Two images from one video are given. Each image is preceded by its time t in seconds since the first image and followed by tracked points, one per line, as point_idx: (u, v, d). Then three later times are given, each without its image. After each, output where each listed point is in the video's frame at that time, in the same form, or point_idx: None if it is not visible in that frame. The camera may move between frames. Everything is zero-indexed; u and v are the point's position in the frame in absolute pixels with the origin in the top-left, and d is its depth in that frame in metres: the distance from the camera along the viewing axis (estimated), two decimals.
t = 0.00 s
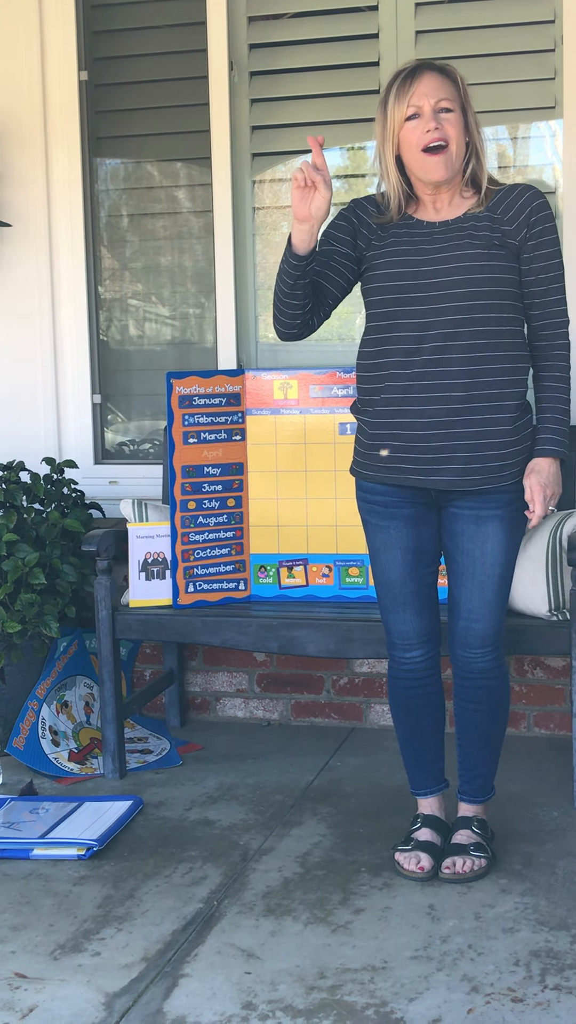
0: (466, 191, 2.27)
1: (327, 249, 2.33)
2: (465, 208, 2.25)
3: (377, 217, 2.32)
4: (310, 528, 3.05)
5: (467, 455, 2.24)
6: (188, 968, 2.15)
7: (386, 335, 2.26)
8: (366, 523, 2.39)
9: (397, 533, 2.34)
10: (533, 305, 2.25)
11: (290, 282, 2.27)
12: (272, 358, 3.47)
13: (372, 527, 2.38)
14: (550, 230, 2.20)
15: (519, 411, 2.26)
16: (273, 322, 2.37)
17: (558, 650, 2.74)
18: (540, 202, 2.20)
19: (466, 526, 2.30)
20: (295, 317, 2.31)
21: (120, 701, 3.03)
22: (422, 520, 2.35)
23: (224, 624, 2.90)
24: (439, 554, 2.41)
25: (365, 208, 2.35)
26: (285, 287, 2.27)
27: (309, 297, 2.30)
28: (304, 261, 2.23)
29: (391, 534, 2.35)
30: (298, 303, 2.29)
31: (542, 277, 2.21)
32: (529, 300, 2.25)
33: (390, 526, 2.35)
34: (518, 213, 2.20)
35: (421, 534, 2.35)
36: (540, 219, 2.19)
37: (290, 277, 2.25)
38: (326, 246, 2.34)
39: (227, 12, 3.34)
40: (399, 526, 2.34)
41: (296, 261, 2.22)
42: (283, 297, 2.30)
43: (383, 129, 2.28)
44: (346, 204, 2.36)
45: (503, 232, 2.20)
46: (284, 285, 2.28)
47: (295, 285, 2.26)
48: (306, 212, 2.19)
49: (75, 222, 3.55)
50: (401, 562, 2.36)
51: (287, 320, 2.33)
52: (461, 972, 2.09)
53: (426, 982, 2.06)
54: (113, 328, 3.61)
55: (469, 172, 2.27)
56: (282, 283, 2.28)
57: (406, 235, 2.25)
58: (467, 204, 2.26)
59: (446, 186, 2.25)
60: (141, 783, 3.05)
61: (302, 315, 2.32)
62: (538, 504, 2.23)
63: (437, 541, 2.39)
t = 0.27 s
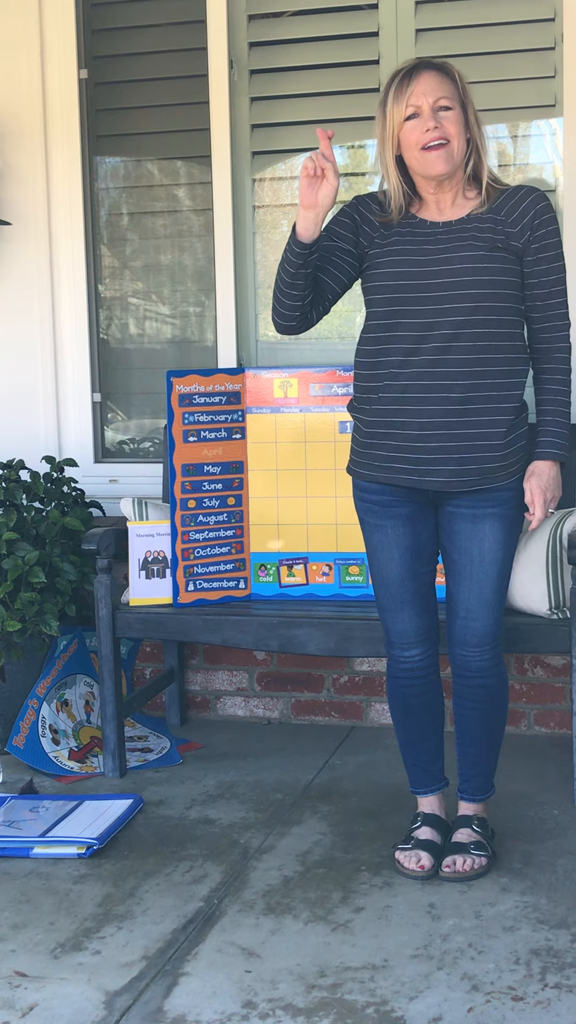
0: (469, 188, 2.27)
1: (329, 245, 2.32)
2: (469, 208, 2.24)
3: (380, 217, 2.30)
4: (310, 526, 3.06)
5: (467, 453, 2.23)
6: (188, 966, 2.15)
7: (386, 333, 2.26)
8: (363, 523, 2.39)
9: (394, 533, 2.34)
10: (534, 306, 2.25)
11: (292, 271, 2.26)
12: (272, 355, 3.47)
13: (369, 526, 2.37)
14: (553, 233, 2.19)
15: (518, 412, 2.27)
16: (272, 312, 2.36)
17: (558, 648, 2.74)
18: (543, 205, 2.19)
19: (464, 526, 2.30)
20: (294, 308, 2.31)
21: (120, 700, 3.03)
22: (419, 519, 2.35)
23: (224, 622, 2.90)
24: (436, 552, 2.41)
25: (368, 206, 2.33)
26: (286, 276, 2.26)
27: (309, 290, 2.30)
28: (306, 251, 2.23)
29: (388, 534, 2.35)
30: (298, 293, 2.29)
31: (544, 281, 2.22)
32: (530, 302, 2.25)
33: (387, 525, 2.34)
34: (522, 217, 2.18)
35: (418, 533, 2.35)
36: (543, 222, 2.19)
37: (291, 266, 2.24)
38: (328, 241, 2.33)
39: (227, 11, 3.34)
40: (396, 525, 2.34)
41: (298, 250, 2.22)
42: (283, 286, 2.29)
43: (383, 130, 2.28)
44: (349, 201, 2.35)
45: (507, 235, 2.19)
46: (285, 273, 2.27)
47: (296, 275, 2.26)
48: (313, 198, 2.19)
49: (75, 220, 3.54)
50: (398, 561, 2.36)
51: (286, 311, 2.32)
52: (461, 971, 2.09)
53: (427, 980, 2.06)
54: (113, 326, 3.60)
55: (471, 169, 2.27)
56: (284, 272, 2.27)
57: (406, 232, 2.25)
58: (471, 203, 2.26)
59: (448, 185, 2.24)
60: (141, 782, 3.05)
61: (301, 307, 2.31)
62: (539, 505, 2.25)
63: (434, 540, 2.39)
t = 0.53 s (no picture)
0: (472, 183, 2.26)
1: (332, 244, 2.31)
2: (472, 206, 2.24)
3: (384, 215, 2.30)
4: (310, 526, 3.06)
5: (467, 453, 2.23)
6: (189, 966, 2.15)
7: (386, 332, 2.26)
8: (360, 523, 2.39)
9: (391, 533, 2.34)
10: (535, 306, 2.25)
11: (295, 268, 2.26)
12: (272, 354, 3.47)
13: (366, 527, 2.37)
14: (558, 236, 2.19)
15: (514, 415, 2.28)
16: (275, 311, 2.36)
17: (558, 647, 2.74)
18: (548, 209, 2.18)
19: (460, 525, 2.30)
20: (297, 306, 2.30)
21: (121, 699, 3.03)
22: (415, 519, 2.35)
23: (225, 621, 2.90)
24: (433, 552, 2.41)
25: (372, 206, 2.33)
26: (289, 272, 2.26)
27: (311, 288, 2.29)
28: (310, 247, 2.22)
29: (385, 534, 2.35)
30: (301, 291, 2.28)
31: (547, 283, 2.22)
32: (531, 303, 2.25)
33: (384, 525, 2.34)
34: (526, 219, 2.18)
35: (415, 533, 2.35)
36: (547, 227, 2.18)
37: (294, 262, 2.23)
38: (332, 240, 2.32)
39: (227, 10, 3.34)
40: (393, 525, 2.34)
41: (302, 246, 2.21)
42: (287, 283, 2.28)
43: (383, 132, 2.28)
44: (353, 200, 2.35)
45: (510, 238, 2.19)
46: (289, 269, 2.26)
47: (300, 272, 2.25)
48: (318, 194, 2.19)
49: (75, 220, 3.54)
50: (395, 561, 2.36)
51: (289, 308, 2.32)
52: (462, 970, 2.09)
53: (427, 980, 2.06)
54: (113, 326, 3.60)
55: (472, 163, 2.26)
56: (287, 268, 2.27)
57: (406, 232, 2.25)
58: (474, 199, 2.25)
59: (451, 181, 2.23)
60: (142, 781, 3.05)
61: (304, 305, 2.31)
62: (535, 512, 2.26)
63: (431, 540, 2.39)
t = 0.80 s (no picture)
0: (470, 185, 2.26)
1: (330, 244, 2.31)
2: (470, 207, 2.24)
3: (381, 214, 2.30)
4: (310, 525, 3.05)
5: (467, 453, 2.23)
6: (190, 966, 2.15)
7: (386, 331, 2.25)
8: (360, 523, 2.38)
9: (391, 533, 2.34)
10: (534, 306, 2.25)
11: (293, 269, 2.24)
12: (272, 353, 3.47)
13: (366, 527, 2.37)
14: (555, 236, 2.19)
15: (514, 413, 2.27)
16: (275, 315, 2.34)
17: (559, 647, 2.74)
18: (545, 207, 2.19)
19: (460, 525, 2.30)
20: (297, 307, 2.28)
21: (121, 699, 3.03)
22: (416, 519, 2.34)
23: (225, 621, 2.90)
24: (433, 552, 2.41)
25: (369, 205, 2.33)
26: (288, 273, 2.25)
27: (310, 288, 2.28)
28: (307, 247, 2.21)
29: (385, 534, 2.34)
30: (299, 292, 2.26)
31: (545, 283, 2.22)
32: (530, 303, 2.25)
33: (384, 525, 2.34)
34: (523, 218, 2.18)
35: (415, 533, 2.35)
36: (544, 225, 2.18)
37: (292, 262, 2.22)
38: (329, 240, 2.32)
39: (226, 10, 3.34)
40: (393, 525, 2.33)
41: (299, 246, 2.20)
42: (285, 285, 2.27)
43: (384, 126, 2.27)
44: (350, 201, 2.35)
45: (508, 237, 2.19)
46: (286, 271, 2.25)
47: (298, 272, 2.24)
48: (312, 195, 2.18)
49: (75, 220, 3.54)
50: (395, 561, 2.35)
51: (289, 311, 2.30)
52: (464, 970, 2.09)
53: (429, 980, 2.06)
54: (113, 326, 3.60)
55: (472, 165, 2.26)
56: (285, 270, 2.26)
57: (407, 231, 2.25)
58: (472, 202, 2.25)
59: (450, 183, 2.23)
60: (143, 782, 3.05)
61: (303, 306, 2.29)
62: (534, 511, 2.25)
63: (431, 540, 2.39)
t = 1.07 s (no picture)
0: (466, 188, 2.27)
1: (327, 248, 2.32)
2: (468, 207, 2.25)
3: (378, 214, 2.31)
4: (311, 526, 3.05)
5: (467, 452, 2.23)
6: (190, 966, 2.15)
7: (387, 331, 2.25)
8: (361, 523, 2.38)
9: (391, 533, 2.34)
10: (532, 307, 2.25)
11: (289, 276, 2.24)
12: (273, 353, 3.46)
13: (366, 527, 2.37)
14: (552, 236, 2.19)
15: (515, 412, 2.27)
16: (276, 322, 2.35)
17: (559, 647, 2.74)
18: (542, 207, 2.19)
19: (461, 526, 2.30)
20: (296, 313, 2.28)
21: (122, 700, 3.03)
22: (416, 520, 2.34)
23: (226, 622, 2.90)
24: (434, 552, 2.41)
25: (366, 207, 2.33)
26: (284, 281, 2.25)
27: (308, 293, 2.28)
28: (302, 252, 2.21)
29: (386, 535, 2.34)
30: (297, 298, 2.27)
31: (543, 282, 2.22)
32: (529, 304, 2.25)
33: (384, 526, 2.34)
34: (521, 218, 2.19)
35: (416, 534, 2.35)
36: (542, 225, 2.19)
37: (288, 270, 2.22)
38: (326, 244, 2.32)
39: (227, 10, 3.34)
40: (393, 525, 2.33)
41: (293, 253, 2.20)
42: (282, 293, 2.27)
43: (383, 125, 2.25)
44: (346, 204, 2.35)
45: (505, 237, 2.19)
46: (283, 280, 2.25)
47: (295, 279, 2.24)
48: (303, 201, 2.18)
49: (75, 220, 3.54)
50: (396, 562, 2.35)
51: (289, 318, 2.30)
52: (464, 970, 2.09)
53: (429, 980, 2.06)
54: (114, 326, 3.60)
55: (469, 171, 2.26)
56: (281, 278, 2.26)
57: (406, 231, 2.25)
58: (468, 204, 2.26)
59: (445, 185, 2.24)
60: (143, 782, 3.05)
61: (302, 311, 2.29)
62: (533, 510, 2.26)
63: (431, 540, 2.39)
